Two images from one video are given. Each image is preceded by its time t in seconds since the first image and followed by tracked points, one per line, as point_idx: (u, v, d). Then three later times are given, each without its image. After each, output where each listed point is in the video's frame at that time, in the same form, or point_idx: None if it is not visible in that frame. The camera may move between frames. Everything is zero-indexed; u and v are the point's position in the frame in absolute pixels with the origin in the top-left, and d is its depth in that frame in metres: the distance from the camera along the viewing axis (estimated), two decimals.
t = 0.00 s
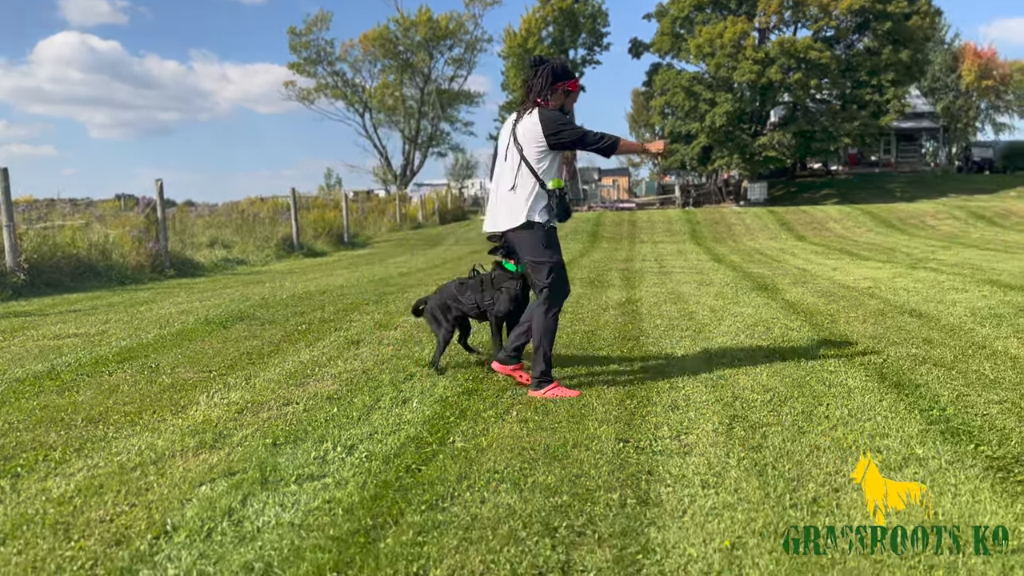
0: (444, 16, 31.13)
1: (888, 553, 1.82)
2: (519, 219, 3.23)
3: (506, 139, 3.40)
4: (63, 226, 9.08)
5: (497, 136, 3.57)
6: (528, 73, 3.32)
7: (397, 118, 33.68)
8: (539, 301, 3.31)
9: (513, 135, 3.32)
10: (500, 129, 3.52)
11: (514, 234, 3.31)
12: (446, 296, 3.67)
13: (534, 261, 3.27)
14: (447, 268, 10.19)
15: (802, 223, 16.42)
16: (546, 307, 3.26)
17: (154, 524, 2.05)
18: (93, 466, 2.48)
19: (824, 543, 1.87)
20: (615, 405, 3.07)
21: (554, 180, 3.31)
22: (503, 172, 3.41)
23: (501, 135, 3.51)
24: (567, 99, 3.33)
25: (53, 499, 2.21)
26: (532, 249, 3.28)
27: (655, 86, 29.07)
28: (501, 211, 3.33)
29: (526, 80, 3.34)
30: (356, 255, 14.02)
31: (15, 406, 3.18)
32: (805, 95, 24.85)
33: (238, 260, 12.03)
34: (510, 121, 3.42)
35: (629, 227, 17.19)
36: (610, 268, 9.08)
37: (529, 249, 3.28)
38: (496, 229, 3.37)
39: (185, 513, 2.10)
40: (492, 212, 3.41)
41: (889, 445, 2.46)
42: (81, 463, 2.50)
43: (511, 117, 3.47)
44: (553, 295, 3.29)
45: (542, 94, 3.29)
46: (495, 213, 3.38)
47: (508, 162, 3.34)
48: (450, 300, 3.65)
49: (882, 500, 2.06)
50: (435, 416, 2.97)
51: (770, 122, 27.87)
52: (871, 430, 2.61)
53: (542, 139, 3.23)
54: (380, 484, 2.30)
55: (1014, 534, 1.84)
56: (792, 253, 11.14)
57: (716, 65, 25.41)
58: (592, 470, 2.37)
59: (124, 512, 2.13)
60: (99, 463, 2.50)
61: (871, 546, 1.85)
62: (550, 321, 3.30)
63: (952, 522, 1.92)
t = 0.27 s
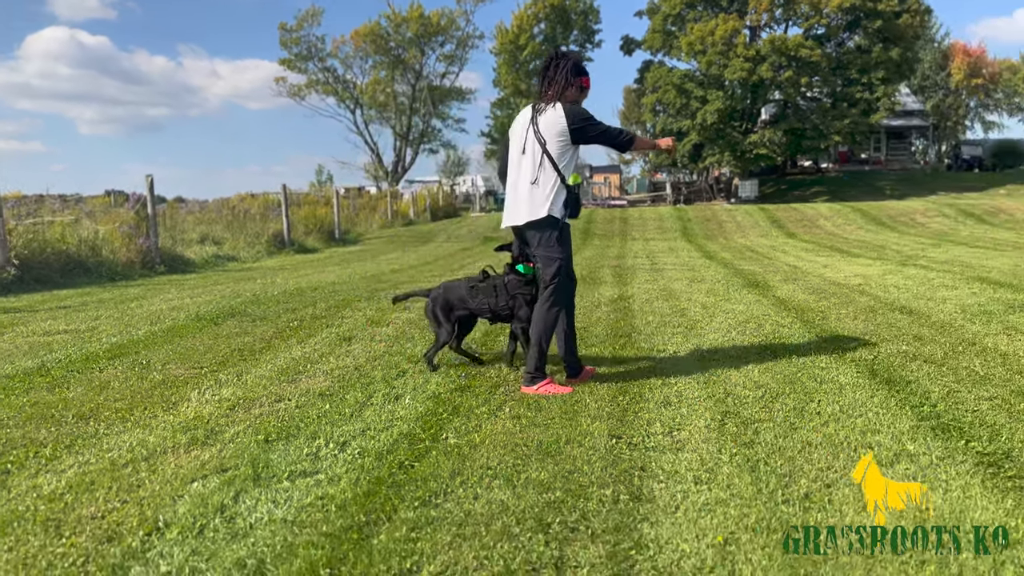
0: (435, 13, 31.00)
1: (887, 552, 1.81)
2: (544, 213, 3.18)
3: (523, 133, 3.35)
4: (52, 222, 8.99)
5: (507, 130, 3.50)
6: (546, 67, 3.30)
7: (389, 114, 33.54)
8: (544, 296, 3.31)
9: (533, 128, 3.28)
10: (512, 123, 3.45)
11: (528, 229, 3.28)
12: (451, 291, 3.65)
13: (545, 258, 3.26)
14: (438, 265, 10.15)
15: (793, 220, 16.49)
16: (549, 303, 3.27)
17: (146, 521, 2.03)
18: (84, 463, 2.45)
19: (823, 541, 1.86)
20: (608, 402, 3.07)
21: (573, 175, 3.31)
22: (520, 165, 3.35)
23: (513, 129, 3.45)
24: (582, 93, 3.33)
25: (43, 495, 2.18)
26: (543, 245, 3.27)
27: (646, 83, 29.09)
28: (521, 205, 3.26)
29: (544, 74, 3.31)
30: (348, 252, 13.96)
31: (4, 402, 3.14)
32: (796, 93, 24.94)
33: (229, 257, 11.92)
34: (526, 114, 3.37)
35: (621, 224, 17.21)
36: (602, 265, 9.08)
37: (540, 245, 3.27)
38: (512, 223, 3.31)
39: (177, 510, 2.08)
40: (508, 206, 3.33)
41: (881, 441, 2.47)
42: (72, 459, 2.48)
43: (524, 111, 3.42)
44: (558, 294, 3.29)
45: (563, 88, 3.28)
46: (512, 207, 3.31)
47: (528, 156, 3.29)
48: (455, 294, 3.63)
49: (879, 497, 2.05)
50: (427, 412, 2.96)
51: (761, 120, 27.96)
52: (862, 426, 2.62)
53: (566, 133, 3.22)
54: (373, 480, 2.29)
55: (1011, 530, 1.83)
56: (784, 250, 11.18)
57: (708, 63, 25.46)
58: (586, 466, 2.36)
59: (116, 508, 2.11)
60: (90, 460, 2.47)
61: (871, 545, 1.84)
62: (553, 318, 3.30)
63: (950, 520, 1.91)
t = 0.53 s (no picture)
0: (430, 10, 30.92)
1: (887, 552, 1.80)
2: (574, 211, 3.16)
3: (538, 136, 3.32)
4: (44, 219, 8.95)
5: (517, 135, 3.45)
6: (554, 69, 3.31)
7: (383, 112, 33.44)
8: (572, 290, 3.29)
9: (552, 128, 3.25)
10: (522, 128, 3.41)
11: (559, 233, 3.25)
12: (466, 290, 3.54)
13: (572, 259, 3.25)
14: (432, 263, 10.12)
15: (787, 219, 16.53)
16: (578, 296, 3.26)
17: (139, 521, 2.01)
18: (76, 462, 2.43)
19: (821, 541, 1.85)
20: (602, 401, 3.06)
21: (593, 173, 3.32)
22: (541, 168, 3.31)
23: (524, 133, 3.42)
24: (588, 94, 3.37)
25: (35, 495, 2.16)
26: (572, 246, 3.25)
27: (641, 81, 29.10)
28: (548, 206, 3.22)
29: (552, 75, 3.32)
30: (341, 250, 13.92)
31: None
32: (790, 92, 24.99)
33: (222, 255, 11.86)
34: (538, 117, 3.34)
35: (616, 223, 17.22)
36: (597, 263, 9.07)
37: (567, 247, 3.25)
38: (538, 225, 3.26)
39: (170, 510, 2.06)
40: (533, 209, 3.29)
41: (875, 440, 2.48)
42: (64, 459, 2.45)
43: (534, 114, 3.39)
44: (589, 295, 3.29)
45: (572, 88, 3.30)
46: (538, 209, 3.26)
47: (550, 157, 3.26)
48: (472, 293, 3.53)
49: (879, 498, 2.05)
50: (421, 412, 2.95)
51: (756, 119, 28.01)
52: (856, 425, 2.62)
53: (586, 132, 3.22)
54: (367, 479, 2.27)
55: (1011, 531, 1.83)
56: (778, 248, 11.20)
57: (702, 61, 25.50)
58: (580, 465, 2.36)
59: (108, 508, 2.09)
60: (82, 459, 2.45)
61: (871, 545, 1.84)
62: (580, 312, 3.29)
63: (947, 519, 1.91)
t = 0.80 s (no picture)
0: (427, 10, 30.89)
1: (887, 553, 1.81)
2: (614, 214, 3.24)
3: (565, 138, 3.35)
4: (41, 219, 8.92)
5: (537, 136, 3.42)
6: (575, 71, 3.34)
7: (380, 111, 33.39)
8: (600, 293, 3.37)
9: (581, 132, 3.31)
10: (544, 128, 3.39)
11: (594, 240, 3.29)
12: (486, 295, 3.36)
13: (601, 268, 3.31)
14: (430, 262, 10.10)
15: (785, 219, 16.55)
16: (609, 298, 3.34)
17: (135, 522, 2.01)
18: (72, 463, 2.42)
19: (823, 543, 1.85)
20: (600, 402, 3.06)
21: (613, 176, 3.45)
22: (571, 170, 3.34)
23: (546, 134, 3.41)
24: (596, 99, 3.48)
25: (31, 496, 2.15)
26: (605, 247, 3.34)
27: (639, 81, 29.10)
28: (584, 207, 3.25)
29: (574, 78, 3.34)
30: (339, 249, 13.89)
31: None
32: (787, 91, 25.01)
33: (219, 254, 11.83)
34: (563, 119, 3.36)
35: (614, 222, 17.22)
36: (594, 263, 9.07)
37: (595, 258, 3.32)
38: (572, 226, 3.27)
39: (167, 511, 2.06)
40: (566, 210, 3.29)
41: (872, 441, 2.48)
42: (60, 460, 2.44)
43: (556, 116, 3.39)
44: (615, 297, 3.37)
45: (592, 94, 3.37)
46: (573, 210, 3.27)
47: (581, 160, 3.31)
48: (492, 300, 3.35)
49: (878, 498, 2.06)
50: (418, 413, 2.94)
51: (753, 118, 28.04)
52: (854, 426, 2.63)
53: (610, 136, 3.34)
54: (364, 481, 2.27)
55: (1009, 531, 1.84)
56: (775, 248, 11.21)
57: (700, 61, 25.52)
58: (578, 466, 2.36)
59: (105, 509, 2.08)
60: (78, 460, 2.44)
61: (870, 546, 1.84)
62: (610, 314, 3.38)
63: (945, 520, 1.92)
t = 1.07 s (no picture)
0: (428, 10, 30.91)
1: (887, 553, 1.81)
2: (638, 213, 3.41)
3: (594, 138, 3.38)
4: (42, 219, 8.92)
5: (565, 135, 3.34)
6: (594, 77, 3.42)
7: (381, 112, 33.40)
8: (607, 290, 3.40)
9: (608, 134, 3.40)
10: (572, 128, 3.33)
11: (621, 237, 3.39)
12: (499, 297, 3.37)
13: (610, 271, 3.36)
14: (430, 263, 10.10)
15: (786, 219, 16.55)
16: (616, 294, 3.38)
17: (136, 522, 2.01)
18: (73, 463, 2.42)
19: (822, 543, 1.86)
20: (600, 402, 3.07)
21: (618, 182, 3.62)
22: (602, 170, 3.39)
23: (572, 134, 3.36)
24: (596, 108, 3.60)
25: (32, 497, 2.15)
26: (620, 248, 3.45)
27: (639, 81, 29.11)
28: (624, 206, 3.34)
29: (593, 83, 3.42)
30: (339, 249, 13.91)
31: None
32: (788, 92, 25.00)
33: (220, 255, 11.83)
34: (588, 120, 3.36)
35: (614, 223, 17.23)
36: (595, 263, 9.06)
37: (604, 261, 3.39)
38: (612, 224, 3.33)
39: (168, 511, 2.06)
40: (606, 207, 3.33)
41: (873, 442, 2.48)
42: (60, 460, 2.44)
43: (579, 115, 3.37)
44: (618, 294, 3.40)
45: (606, 101, 3.49)
46: (613, 208, 3.33)
47: (611, 161, 3.41)
48: (508, 303, 3.33)
49: (879, 498, 2.06)
50: (419, 413, 2.94)
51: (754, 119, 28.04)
52: (855, 427, 2.63)
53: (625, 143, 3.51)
54: (365, 481, 2.27)
55: (1010, 531, 1.84)
56: (775, 249, 11.21)
57: (701, 61, 25.52)
58: (578, 467, 2.36)
59: (106, 510, 2.08)
60: (79, 460, 2.44)
61: (870, 546, 1.85)
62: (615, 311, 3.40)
63: (946, 520, 1.92)
